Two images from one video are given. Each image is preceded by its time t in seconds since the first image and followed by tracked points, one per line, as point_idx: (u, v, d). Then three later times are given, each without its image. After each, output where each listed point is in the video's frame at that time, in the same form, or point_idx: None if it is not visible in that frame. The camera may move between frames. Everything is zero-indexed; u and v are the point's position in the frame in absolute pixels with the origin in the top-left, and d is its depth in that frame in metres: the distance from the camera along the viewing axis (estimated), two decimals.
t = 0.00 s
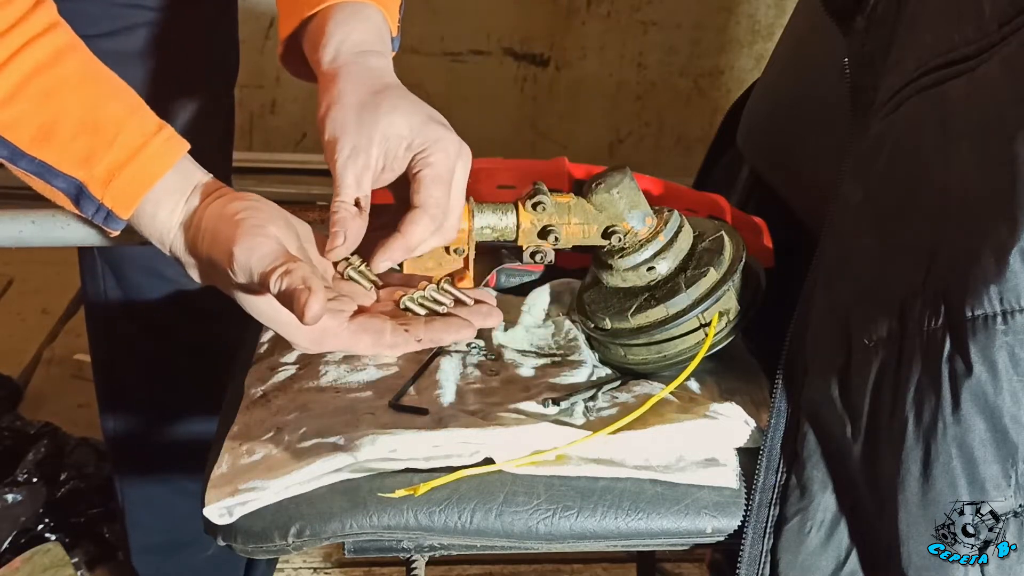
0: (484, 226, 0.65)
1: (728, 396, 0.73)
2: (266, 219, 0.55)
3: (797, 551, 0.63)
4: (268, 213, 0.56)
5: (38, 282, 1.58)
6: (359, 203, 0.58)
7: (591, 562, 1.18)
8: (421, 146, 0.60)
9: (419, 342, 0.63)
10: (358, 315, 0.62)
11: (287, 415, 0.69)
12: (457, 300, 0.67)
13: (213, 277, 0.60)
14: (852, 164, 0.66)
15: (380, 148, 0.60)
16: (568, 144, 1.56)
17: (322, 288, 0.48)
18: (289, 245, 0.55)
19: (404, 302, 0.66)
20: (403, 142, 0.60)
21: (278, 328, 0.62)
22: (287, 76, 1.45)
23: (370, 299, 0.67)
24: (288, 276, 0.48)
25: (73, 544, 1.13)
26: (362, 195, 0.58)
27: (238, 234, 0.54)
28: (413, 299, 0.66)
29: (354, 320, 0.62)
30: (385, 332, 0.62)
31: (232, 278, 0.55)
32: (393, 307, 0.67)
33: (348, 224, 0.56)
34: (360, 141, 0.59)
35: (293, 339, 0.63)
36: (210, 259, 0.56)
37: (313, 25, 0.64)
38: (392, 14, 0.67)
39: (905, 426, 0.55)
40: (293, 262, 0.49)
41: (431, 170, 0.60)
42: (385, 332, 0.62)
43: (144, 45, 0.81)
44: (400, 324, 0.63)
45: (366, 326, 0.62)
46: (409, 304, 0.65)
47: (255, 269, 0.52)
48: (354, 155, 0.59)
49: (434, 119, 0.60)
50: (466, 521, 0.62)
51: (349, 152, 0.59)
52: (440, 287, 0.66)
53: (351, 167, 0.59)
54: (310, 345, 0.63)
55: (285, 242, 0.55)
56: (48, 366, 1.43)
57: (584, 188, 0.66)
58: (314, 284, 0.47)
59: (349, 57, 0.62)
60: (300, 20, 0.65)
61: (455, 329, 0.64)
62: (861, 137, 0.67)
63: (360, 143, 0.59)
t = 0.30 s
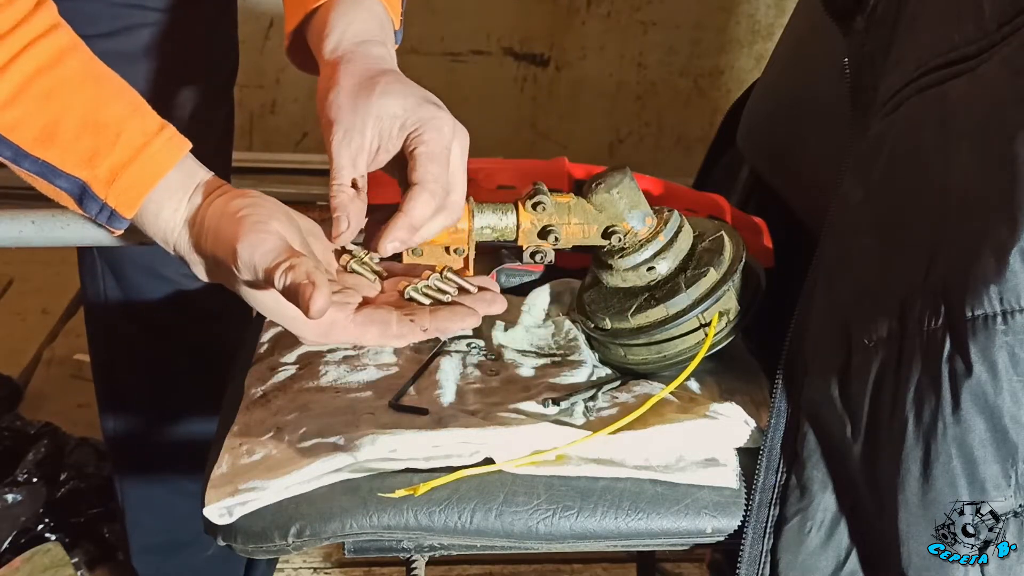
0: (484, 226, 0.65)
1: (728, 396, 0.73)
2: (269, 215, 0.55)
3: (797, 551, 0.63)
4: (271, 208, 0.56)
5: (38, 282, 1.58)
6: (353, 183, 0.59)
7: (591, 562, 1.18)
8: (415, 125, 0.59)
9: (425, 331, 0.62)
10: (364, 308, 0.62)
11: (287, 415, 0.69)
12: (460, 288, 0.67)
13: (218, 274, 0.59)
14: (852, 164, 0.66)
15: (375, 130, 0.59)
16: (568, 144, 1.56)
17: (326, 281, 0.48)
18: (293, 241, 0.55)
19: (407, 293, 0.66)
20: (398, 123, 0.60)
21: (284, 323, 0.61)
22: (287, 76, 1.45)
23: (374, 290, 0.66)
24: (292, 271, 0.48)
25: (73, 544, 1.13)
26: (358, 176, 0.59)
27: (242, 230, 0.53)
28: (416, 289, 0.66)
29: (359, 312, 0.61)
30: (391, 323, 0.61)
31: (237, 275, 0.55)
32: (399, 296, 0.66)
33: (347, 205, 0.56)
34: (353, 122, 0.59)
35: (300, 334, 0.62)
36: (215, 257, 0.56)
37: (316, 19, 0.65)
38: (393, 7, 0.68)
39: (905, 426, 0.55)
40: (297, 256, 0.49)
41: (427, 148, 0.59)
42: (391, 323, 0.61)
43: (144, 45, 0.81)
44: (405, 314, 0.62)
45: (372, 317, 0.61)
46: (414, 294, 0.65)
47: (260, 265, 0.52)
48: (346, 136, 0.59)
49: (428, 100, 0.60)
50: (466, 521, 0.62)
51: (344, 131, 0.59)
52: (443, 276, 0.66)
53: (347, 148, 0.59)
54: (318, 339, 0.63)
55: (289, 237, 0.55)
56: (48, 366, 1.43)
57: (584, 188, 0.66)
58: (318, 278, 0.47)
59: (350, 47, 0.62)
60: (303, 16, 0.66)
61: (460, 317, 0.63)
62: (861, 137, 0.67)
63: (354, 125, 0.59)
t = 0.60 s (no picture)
0: (484, 226, 0.65)
1: (728, 396, 0.73)
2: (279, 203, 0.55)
3: (797, 551, 0.63)
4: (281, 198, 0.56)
5: (38, 282, 1.58)
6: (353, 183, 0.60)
7: (591, 562, 1.18)
8: (397, 118, 0.58)
9: (435, 322, 0.61)
10: (374, 297, 0.62)
11: (287, 415, 0.69)
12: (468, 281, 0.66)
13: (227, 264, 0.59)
14: (852, 164, 0.66)
15: (362, 128, 0.59)
16: (568, 144, 1.56)
17: (339, 268, 0.48)
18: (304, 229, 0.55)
19: (416, 284, 0.65)
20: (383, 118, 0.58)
21: (294, 312, 0.61)
22: (287, 76, 1.45)
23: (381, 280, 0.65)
24: (305, 258, 0.49)
25: (73, 545, 1.13)
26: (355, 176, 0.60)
27: (253, 220, 0.54)
28: (426, 280, 0.65)
29: (370, 301, 0.61)
30: (402, 312, 0.61)
31: (248, 264, 0.55)
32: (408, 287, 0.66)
33: (349, 207, 0.59)
34: (340, 124, 0.60)
35: (311, 324, 0.62)
36: (225, 248, 0.56)
37: (315, 22, 0.66)
38: (396, 8, 0.68)
39: (905, 426, 0.55)
40: (309, 244, 0.50)
41: (409, 138, 0.57)
42: (402, 312, 0.61)
43: (144, 45, 0.81)
44: (416, 304, 0.61)
45: (383, 306, 0.61)
46: (423, 285, 0.64)
47: (271, 253, 0.52)
48: (339, 140, 0.60)
49: (411, 91, 0.58)
50: (466, 521, 0.62)
51: (334, 134, 0.60)
52: (452, 270, 0.66)
53: (343, 151, 0.60)
54: (328, 329, 0.62)
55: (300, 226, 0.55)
56: (48, 366, 1.43)
57: (584, 188, 0.66)
58: (331, 264, 0.48)
59: (343, 47, 0.63)
60: (301, 21, 0.67)
61: (469, 308, 0.61)
62: (861, 137, 0.67)
63: (340, 127, 0.60)
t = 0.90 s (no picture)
0: (484, 226, 0.65)
1: (728, 396, 0.73)
2: (283, 197, 0.55)
3: (797, 551, 0.63)
4: (285, 192, 0.56)
5: (38, 282, 1.58)
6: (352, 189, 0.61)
7: (591, 562, 1.18)
8: (393, 123, 0.58)
9: (437, 318, 0.61)
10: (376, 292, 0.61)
11: (287, 415, 0.69)
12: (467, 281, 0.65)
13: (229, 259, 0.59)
14: (852, 164, 0.66)
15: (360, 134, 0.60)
16: (568, 144, 1.56)
17: (346, 260, 0.48)
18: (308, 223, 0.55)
19: (417, 281, 0.64)
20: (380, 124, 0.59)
21: (297, 307, 0.61)
22: (287, 76, 1.45)
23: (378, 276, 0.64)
24: (311, 250, 0.49)
25: (73, 545, 1.13)
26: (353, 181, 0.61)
27: (257, 213, 0.54)
28: (426, 277, 0.64)
29: (374, 296, 0.61)
30: (405, 307, 0.60)
31: (252, 257, 0.55)
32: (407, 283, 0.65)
33: (349, 210, 0.60)
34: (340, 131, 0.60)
35: (313, 318, 0.62)
36: (228, 242, 0.56)
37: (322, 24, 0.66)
38: (405, 9, 0.68)
39: (905, 426, 0.55)
40: (315, 236, 0.50)
41: (404, 143, 0.57)
42: (405, 307, 0.60)
43: (144, 45, 0.81)
44: (418, 300, 0.61)
45: (386, 301, 0.60)
46: (424, 282, 0.64)
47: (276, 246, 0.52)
48: (342, 146, 0.61)
49: (408, 96, 0.58)
50: (466, 521, 0.62)
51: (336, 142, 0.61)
52: (452, 268, 0.65)
53: (347, 157, 0.61)
54: (330, 323, 0.62)
55: (304, 219, 0.55)
56: (48, 366, 1.43)
57: (584, 188, 0.66)
58: (338, 256, 0.48)
59: (347, 51, 0.63)
60: (309, 26, 0.67)
61: (471, 305, 0.61)
62: (861, 137, 0.67)
63: (341, 134, 0.60)
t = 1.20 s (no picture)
0: (484, 226, 0.65)
1: (728, 396, 0.73)
2: (287, 191, 0.55)
3: (797, 551, 0.63)
4: (289, 186, 0.56)
5: (38, 282, 1.58)
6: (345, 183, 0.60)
7: (591, 562, 1.18)
8: (394, 118, 0.58)
9: (442, 312, 0.61)
10: (381, 287, 0.62)
11: (287, 415, 0.69)
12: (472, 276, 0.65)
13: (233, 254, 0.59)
14: (852, 164, 0.66)
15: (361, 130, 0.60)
16: (568, 144, 1.56)
17: (352, 253, 0.48)
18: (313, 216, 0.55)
19: (421, 275, 0.64)
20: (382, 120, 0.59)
21: (301, 301, 0.61)
22: (287, 76, 1.46)
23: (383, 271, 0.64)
24: (318, 244, 0.49)
25: (73, 544, 1.13)
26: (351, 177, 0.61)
27: (261, 207, 0.54)
28: (428, 271, 0.64)
29: (378, 290, 0.61)
30: (409, 302, 0.61)
31: (256, 252, 0.55)
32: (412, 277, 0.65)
33: (347, 206, 0.60)
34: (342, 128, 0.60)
35: (318, 312, 0.62)
36: (232, 236, 0.56)
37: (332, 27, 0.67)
38: (416, 13, 0.68)
39: (905, 425, 0.55)
40: (321, 230, 0.50)
41: (403, 138, 0.57)
42: (409, 301, 0.61)
43: (144, 45, 0.81)
44: (423, 294, 0.61)
45: (390, 296, 0.61)
46: (427, 277, 0.63)
47: (281, 240, 0.52)
48: (343, 142, 0.61)
49: (408, 93, 0.58)
50: (466, 521, 0.62)
51: (338, 138, 0.61)
52: (456, 263, 0.65)
53: (348, 154, 0.61)
54: (335, 317, 0.62)
55: (308, 212, 0.55)
56: (48, 366, 1.43)
57: (584, 188, 0.66)
58: (344, 250, 0.48)
59: (355, 52, 0.63)
60: (320, 30, 0.67)
61: (476, 299, 0.61)
62: (861, 137, 0.67)
63: (343, 131, 0.60)
